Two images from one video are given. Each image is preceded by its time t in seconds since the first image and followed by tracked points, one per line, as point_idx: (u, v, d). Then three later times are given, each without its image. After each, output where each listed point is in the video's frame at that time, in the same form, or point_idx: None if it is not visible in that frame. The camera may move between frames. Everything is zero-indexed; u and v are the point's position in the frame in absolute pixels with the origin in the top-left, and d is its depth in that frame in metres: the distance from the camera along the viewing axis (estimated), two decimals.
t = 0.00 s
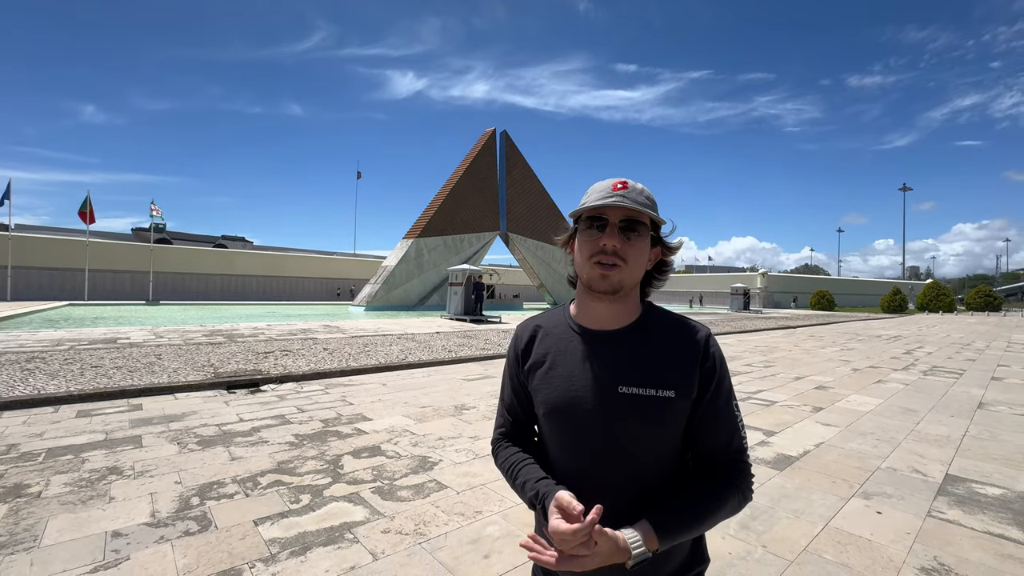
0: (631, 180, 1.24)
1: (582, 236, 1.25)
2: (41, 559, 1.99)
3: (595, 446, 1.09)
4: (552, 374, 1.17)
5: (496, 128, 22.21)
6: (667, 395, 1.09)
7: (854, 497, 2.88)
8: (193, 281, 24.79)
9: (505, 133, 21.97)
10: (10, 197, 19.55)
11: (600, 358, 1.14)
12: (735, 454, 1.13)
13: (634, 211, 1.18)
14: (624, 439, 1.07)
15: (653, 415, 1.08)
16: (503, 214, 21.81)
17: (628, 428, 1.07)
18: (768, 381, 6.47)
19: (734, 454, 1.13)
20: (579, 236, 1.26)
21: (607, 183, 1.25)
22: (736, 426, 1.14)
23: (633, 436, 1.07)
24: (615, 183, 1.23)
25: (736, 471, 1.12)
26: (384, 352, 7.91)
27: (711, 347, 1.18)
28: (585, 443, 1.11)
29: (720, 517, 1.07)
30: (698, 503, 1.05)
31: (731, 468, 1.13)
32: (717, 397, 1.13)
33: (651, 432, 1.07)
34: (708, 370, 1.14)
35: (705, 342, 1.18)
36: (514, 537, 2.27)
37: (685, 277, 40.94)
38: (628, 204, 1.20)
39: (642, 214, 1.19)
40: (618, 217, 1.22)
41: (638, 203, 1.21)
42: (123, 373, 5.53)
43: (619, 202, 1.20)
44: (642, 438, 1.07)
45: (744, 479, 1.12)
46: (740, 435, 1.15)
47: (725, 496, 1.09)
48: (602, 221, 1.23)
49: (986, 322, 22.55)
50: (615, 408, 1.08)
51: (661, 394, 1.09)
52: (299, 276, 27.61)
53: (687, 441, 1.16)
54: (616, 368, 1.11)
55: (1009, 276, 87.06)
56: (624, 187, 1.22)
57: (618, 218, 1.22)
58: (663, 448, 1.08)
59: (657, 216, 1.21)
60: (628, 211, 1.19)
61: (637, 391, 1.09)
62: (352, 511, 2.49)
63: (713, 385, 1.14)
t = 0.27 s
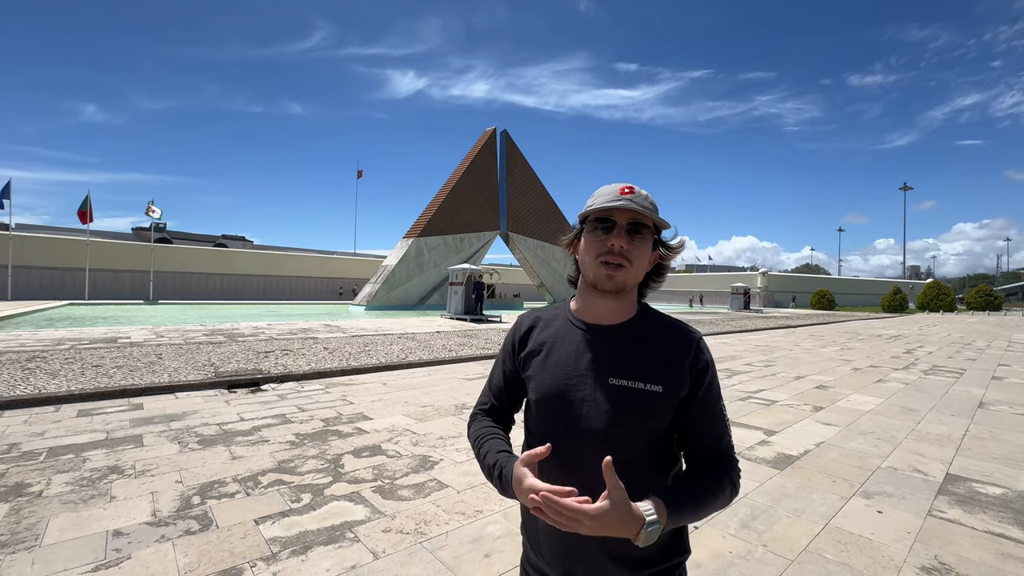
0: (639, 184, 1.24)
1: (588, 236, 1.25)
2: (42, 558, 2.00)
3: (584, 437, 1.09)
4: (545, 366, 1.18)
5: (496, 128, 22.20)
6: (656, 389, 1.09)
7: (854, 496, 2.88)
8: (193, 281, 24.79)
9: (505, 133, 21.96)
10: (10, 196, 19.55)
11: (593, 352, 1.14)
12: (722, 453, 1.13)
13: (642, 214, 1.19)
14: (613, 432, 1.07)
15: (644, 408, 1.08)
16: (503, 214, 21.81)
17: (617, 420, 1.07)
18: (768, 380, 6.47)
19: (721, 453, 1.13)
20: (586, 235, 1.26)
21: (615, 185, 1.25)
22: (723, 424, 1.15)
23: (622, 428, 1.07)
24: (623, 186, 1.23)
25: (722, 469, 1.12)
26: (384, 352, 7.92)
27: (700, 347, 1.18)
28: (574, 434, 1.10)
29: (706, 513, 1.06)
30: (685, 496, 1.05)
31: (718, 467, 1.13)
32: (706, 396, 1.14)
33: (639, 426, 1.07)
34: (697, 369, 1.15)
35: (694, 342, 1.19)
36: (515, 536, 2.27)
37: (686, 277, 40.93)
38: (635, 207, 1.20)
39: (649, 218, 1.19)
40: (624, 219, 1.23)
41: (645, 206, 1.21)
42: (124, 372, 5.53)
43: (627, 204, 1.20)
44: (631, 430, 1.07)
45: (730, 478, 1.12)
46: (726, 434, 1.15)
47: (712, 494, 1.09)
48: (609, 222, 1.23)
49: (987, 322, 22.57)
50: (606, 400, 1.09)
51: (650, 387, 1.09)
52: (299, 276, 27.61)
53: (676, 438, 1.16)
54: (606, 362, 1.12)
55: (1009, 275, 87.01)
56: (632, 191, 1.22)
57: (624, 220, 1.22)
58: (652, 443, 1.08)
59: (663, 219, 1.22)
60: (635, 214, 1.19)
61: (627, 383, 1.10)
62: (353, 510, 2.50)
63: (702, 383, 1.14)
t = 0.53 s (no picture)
0: (623, 194, 1.25)
1: (574, 243, 1.24)
2: (45, 557, 2.00)
3: (573, 429, 1.10)
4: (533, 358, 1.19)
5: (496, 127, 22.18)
6: (642, 383, 1.11)
7: (854, 495, 2.88)
8: (194, 281, 24.82)
9: (505, 132, 21.95)
10: (12, 196, 19.59)
11: (581, 346, 1.15)
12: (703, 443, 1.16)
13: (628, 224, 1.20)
14: (601, 424, 1.08)
15: (631, 402, 1.09)
16: (504, 213, 21.81)
17: (605, 413, 1.09)
18: (768, 380, 6.47)
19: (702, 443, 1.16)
20: (571, 242, 1.25)
21: (600, 194, 1.25)
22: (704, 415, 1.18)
23: (608, 420, 1.08)
24: (609, 195, 1.24)
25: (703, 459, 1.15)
26: (385, 351, 7.93)
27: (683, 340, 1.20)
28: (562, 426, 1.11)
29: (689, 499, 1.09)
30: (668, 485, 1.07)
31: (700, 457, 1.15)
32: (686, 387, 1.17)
33: (627, 419, 1.09)
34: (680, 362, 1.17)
35: (678, 335, 1.21)
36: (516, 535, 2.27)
37: (687, 276, 40.92)
38: (620, 216, 1.21)
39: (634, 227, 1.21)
40: (610, 227, 1.23)
41: (631, 217, 1.22)
42: (126, 372, 5.55)
43: (613, 212, 1.21)
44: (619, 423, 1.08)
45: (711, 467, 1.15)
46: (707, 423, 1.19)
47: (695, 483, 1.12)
48: (595, 230, 1.23)
49: (991, 322, 22.47)
50: (593, 393, 1.10)
51: (636, 382, 1.11)
52: (300, 276, 27.63)
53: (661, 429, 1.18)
54: (595, 357, 1.13)
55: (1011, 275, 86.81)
56: (617, 200, 1.23)
57: (611, 229, 1.23)
58: (638, 435, 1.10)
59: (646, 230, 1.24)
60: (621, 223, 1.20)
61: (615, 378, 1.11)
62: (354, 510, 2.50)
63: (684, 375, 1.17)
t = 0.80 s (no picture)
0: (604, 199, 1.25)
1: (558, 247, 1.24)
2: (47, 556, 2.01)
3: (565, 424, 1.11)
4: (525, 355, 1.19)
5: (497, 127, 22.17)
6: (630, 381, 1.12)
7: (856, 495, 2.88)
8: (196, 280, 24.87)
9: (506, 132, 21.95)
10: (14, 197, 19.63)
11: (572, 344, 1.15)
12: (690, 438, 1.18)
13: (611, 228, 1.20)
14: (592, 420, 1.09)
15: (620, 397, 1.10)
16: (505, 213, 21.80)
17: (596, 409, 1.09)
18: (769, 379, 6.47)
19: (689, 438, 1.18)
20: (555, 247, 1.25)
21: (582, 199, 1.25)
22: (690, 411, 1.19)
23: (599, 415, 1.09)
24: (590, 200, 1.24)
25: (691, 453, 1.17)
26: (386, 351, 7.94)
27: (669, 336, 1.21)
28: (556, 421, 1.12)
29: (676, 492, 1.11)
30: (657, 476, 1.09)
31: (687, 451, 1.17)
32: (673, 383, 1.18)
33: (617, 414, 1.10)
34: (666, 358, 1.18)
35: (665, 332, 1.22)
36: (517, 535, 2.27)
37: (688, 276, 40.90)
38: (603, 220, 1.21)
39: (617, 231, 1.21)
40: (593, 232, 1.23)
41: (612, 221, 1.22)
42: (128, 371, 5.57)
43: (596, 216, 1.21)
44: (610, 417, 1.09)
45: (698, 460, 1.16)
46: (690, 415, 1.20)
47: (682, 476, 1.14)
48: (579, 235, 1.23)
49: (993, 321, 22.39)
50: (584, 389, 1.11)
51: (624, 380, 1.12)
52: (301, 276, 27.66)
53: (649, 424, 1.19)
54: (585, 353, 1.13)
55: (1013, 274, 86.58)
56: (598, 204, 1.23)
57: (594, 234, 1.23)
58: (627, 429, 1.11)
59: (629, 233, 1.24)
60: (604, 227, 1.20)
61: (603, 378, 1.11)
62: (355, 509, 2.50)
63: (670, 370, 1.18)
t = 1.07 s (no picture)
0: (594, 198, 1.25)
1: (553, 249, 1.24)
2: (49, 556, 2.01)
3: (565, 423, 1.11)
4: (528, 353, 1.18)
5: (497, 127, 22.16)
6: (627, 378, 1.12)
7: (857, 495, 2.88)
8: (198, 280, 24.90)
9: (506, 132, 21.94)
10: (16, 197, 19.67)
11: (572, 344, 1.15)
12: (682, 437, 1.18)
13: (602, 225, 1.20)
14: (592, 417, 1.09)
15: (619, 396, 1.10)
16: (505, 213, 21.80)
17: (596, 407, 1.09)
18: (771, 379, 6.46)
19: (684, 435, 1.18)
20: (551, 249, 1.25)
21: (573, 200, 1.26)
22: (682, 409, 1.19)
23: (598, 412, 1.10)
24: (580, 200, 1.24)
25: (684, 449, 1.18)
26: (387, 351, 7.95)
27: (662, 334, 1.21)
28: (558, 420, 1.12)
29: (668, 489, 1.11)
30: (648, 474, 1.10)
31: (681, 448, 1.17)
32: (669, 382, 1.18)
33: (616, 411, 1.10)
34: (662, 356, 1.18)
35: (659, 330, 1.22)
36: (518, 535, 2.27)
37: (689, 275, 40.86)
38: (594, 219, 1.21)
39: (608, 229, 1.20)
40: (585, 231, 1.23)
41: (604, 219, 1.22)
42: (129, 371, 5.58)
43: (588, 216, 1.21)
44: (609, 416, 1.09)
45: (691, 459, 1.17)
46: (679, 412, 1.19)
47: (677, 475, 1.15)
48: (571, 235, 1.23)
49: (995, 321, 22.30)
50: (583, 387, 1.10)
51: (622, 377, 1.12)
52: (302, 276, 27.69)
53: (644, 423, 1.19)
54: (584, 352, 1.13)
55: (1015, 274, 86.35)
56: (589, 204, 1.23)
57: (586, 233, 1.22)
58: (623, 427, 1.11)
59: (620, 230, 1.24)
60: (595, 226, 1.20)
61: (602, 376, 1.11)
62: (356, 509, 2.50)
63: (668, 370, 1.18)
